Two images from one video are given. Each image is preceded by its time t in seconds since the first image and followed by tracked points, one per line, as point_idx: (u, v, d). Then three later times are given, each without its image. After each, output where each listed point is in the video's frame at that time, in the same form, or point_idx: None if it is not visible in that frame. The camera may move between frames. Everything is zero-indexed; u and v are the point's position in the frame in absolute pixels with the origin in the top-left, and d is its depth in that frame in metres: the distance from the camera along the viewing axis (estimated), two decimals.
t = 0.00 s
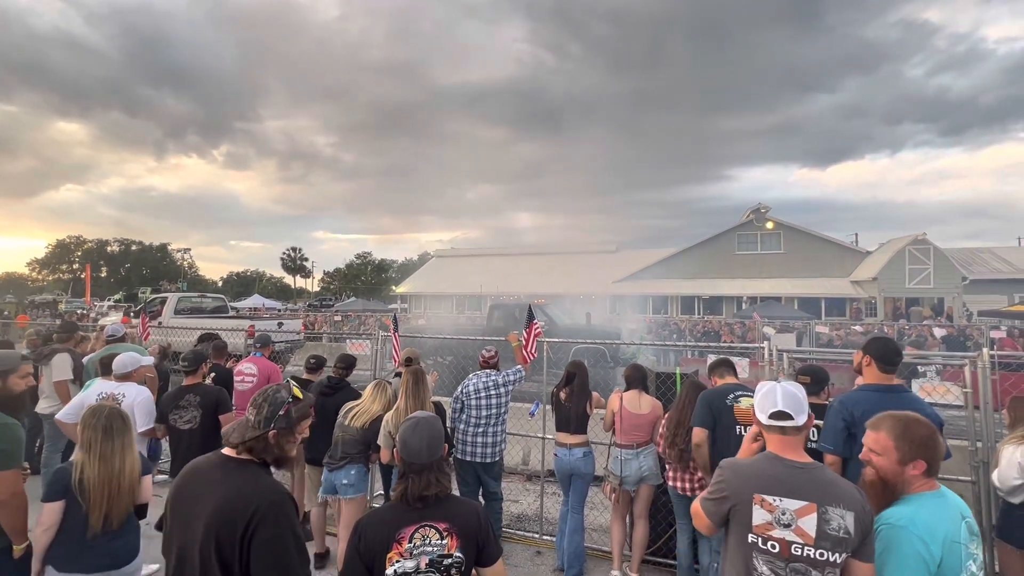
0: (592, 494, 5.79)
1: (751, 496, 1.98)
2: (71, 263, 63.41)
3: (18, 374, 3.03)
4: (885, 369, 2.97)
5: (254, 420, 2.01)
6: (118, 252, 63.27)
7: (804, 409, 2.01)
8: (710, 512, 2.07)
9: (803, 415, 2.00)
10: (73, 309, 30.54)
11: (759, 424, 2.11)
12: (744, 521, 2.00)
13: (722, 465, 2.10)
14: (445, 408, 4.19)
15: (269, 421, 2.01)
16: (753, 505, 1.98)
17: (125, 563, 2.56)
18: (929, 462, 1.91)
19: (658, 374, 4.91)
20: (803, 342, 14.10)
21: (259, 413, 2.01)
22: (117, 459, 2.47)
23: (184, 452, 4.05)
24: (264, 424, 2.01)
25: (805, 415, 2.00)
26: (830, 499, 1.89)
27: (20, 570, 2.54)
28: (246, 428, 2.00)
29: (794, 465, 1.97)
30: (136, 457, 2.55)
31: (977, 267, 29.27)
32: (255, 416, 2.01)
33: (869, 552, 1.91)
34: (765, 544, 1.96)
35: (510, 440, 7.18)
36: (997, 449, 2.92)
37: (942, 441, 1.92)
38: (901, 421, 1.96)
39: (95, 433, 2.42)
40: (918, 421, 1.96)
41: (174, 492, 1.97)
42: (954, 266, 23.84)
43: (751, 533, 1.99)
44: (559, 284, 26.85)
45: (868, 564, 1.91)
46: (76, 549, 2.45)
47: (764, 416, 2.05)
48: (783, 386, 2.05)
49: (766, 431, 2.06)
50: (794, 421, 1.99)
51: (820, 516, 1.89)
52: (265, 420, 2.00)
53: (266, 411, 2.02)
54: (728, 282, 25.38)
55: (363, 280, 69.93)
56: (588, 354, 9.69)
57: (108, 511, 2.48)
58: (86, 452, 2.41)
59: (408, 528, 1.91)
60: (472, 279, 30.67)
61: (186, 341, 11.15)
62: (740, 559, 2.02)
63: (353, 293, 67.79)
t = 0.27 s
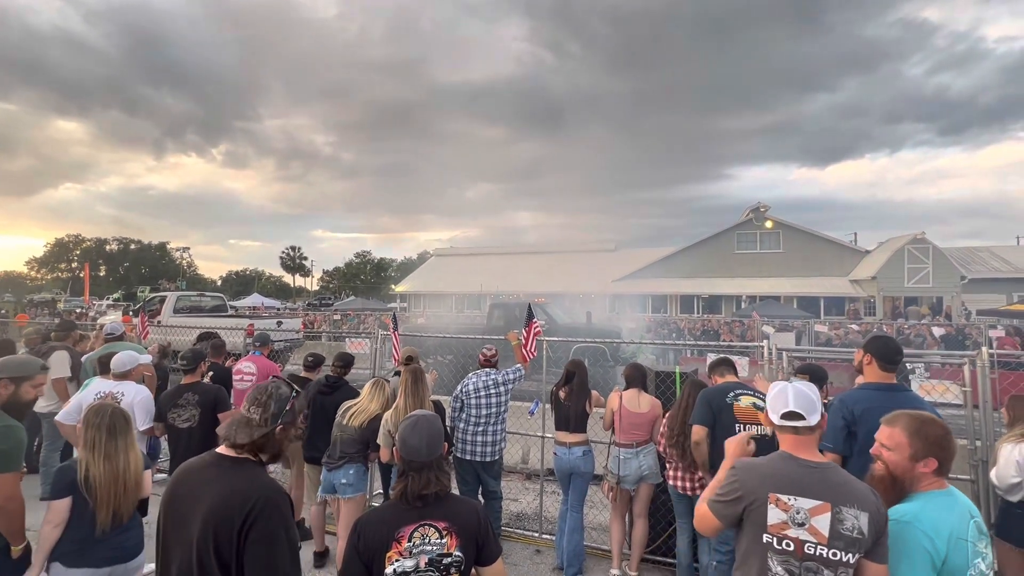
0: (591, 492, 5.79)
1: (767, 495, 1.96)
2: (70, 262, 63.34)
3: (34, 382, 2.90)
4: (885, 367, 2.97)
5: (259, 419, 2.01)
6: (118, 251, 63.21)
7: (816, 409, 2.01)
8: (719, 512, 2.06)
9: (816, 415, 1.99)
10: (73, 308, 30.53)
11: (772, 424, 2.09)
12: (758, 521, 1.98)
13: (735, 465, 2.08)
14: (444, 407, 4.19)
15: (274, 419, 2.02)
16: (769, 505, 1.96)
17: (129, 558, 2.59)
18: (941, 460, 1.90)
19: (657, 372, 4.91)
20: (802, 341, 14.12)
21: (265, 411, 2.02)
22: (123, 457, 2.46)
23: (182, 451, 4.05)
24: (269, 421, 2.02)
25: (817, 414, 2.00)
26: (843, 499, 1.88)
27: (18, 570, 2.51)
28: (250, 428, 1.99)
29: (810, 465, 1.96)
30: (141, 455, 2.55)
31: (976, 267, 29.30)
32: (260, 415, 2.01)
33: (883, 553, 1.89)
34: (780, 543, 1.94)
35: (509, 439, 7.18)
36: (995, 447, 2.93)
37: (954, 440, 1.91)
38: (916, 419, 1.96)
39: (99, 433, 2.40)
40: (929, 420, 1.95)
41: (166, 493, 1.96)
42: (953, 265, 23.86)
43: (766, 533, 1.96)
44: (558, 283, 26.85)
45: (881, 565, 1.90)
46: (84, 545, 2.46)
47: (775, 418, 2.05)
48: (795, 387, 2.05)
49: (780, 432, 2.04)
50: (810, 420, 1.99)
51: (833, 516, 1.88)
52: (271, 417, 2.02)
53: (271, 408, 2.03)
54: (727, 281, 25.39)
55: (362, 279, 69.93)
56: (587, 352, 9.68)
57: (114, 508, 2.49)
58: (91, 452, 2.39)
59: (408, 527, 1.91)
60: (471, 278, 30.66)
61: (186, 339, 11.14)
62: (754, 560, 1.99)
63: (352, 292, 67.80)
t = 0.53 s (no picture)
0: (591, 492, 5.80)
1: (776, 490, 1.96)
2: (69, 261, 63.34)
3: (38, 384, 2.81)
4: (886, 366, 2.97)
5: (260, 414, 2.04)
6: (117, 250, 63.21)
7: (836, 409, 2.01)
8: (723, 504, 2.05)
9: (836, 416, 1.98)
10: (73, 307, 30.52)
11: (787, 422, 2.07)
12: (767, 517, 1.98)
13: (745, 460, 2.07)
14: (444, 407, 4.19)
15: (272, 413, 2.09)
16: (778, 500, 1.96)
17: (130, 556, 2.59)
18: (931, 456, 1.91)
19: (657, 372, 4.91)
20: (802, 341, 14.11)
21: (263, 406, 2.07)
22: (125, 459, 2.47)
23: (181, 451, 4.05)
24: (266, 414, 2.08)
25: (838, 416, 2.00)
26: (853, 497, 1.88)
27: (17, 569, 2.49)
28: (254, 425, 2.01)
29: (821, 463, 1.95)
30: (142, 458, 2.56)
31: (976, 266, 29.29)
32: (260, 410, 2.05)
33: (891, 553, 1.89)
34: (788, 539, 1.94)
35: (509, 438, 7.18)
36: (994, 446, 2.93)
37: (948, 437, 1.91)
38: (906, 416, 1.97)
39: (102, 434, 2.41)
40: (920, 416, 1.96)
41: (166, 494, 1.94)
42: (953, 265, 23.85)
43: (773, 528, 1.96)
44: (558, 282, 26.83)
45: (889, 565, 1.89)
46: (85, 545, 2.45)
47: (797, 415, 2.00)
48: (820, 388, 2.03)
49: (793, 431, 2.03)
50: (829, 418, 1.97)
51: (842, 514, 1.89)
52: (268, 410, 2.09)
53: (268, 402, 2.10)
54: (727, 280, 25.38)
55: (363, 279, 69.92)
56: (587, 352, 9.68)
57: (115, 509, 2.49)
58: (94, 453, 2.40)
59: (407, 526, 1.91)
60: (471, 278, 30.65)
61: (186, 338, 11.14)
62: (763, 557, 1.99)
63: (352, 292, 67.81)
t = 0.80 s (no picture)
0: (592, 491, 5.80)
1: (779, 485, 1.97)
2: (71, 261, 63.44)
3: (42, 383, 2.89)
4: (887, 366, 2.96)
5: (253, 409, 2.06)
6: (119, 250, 63.30)
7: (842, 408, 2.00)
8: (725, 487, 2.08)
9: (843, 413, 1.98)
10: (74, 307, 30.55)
11: (793, 419, 2.07)
12: (768, 511, 2.00)
13: (751, 452, 2.08)
14: (445, 407, 4.19)
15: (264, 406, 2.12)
16: (781, 495, 1.97)
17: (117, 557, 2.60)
18: (918, 453, 1.91)
19: (658, 371, 4.91)
20: (803, 340, 14.11)
21: (255, 400, 2.08)
22: (117, 467, 2.49)
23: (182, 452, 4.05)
24: (258, 408, 2.10)
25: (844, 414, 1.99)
26: (857, 496, 1.87)
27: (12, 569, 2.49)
28: (249, 419, 2.03)
29: (825, 461, 1.95)
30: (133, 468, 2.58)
31: (977, 265, 29.27)
32: (252, 404, 2.06)
33: (894, 552, 1.88)
34: (788, 533, 1.96)
35: (510, 438, 7.18)
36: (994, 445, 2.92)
37: (944, 435, 1.89)
38: (894, 414, 1.98)
39: (97, 439, 2.44)
40: (916, 413, 1.96)
41: (166, 488, 1.91)
42: (954, 263, 23.82)
43: (774, 521, 1.98)
44: (559, 282, 26.83)
45: (892, 565, 1.88)
46: (71, 549, 2.46)
47: (802, 412, 2.01)
48: (828, 385, 2.02)
49: (799, 429, 2.03)
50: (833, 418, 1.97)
51: (846, 513, 1.88)
52: (260, 404, 2.11)
53: (259, 396, 2.12)
54: (728, 280, 25.36)
55: (363, 278, 70.02)
56: (587, 351, 9.68)
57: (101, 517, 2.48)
58: (86, 458, 2.42)
59: (407, 525, 1.91)
60: (472, 277, 30.66)
61: (187, 338, 11.16)
62: (763, 550, 2.01)
63: (353, 291, 67.88)
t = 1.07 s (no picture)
0: (594, 491, 5.80)
1: (775, 484, 2.00)
2: (74, 261, 63.62)
3: (59, 389, 2.77)
4: (890, 365, 2.96)
5: (242, 404, 2.06)
6: (122, 250, 63.46)
7: (834, 405, 1.96)
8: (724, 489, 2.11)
9: (831, 410, 1.95)
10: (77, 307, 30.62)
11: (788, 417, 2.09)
12: (767, 510, 2.02)
13: (750, 453, 2.10)
14: (446, 406, 4.19)
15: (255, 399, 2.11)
16: (778, 493, 2.00)
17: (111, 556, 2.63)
18: (917, 451, 1.91)
19: (660, 371, 4.91)
20: (806, 340, 14.07)
21: (244, 395, 2.08)
22: (109, 472, 2.49)
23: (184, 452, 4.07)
24: (248, 403, 2.09)
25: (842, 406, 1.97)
26: (854, 494, 1.88)
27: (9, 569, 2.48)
28: (238, 415, 2.02)
29: (820, 459, 1.96)
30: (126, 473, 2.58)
31: (980, 265, 29.18)
32: (243, 399, 2.06)
33: (894, 550, 1.88)
34: (788, 532, 1.97)
35: (512, 437, 7.18)
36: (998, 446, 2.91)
37: (945, 434, 1.88)
38: (896, 414, 1.97)
39: (94, 441, 2.44)
40: (915, 412, 1.95)
41: (167, 484, 1.90)
42: (958, 263, 23.73)
43: (773, 521, 2.01)
44: (561, 282, 26.82)
45: (892, 561, 1.88)
46: (65, 547, 2.49)
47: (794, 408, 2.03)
48: (815, 381, 2.02)
49: (798, 427, 2.03)
50: (830, 414, 1.96)
51: (843, 510, 1.89)
52: (250, 400, 2.10)
53: (249, 391, 2.11)
54: (730, 280, 25.32)
55: (365, 278, 70.12)
56: (589, 351, 9.68)
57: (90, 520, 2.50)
58: (82, 460, 2.42)
59: (409, 525, 1.92)
60: (473, 277, 30.66)
61: (191, 338, 11.19)
62: (764, 549, 2.03)
63: (355, 291, 67.96)
